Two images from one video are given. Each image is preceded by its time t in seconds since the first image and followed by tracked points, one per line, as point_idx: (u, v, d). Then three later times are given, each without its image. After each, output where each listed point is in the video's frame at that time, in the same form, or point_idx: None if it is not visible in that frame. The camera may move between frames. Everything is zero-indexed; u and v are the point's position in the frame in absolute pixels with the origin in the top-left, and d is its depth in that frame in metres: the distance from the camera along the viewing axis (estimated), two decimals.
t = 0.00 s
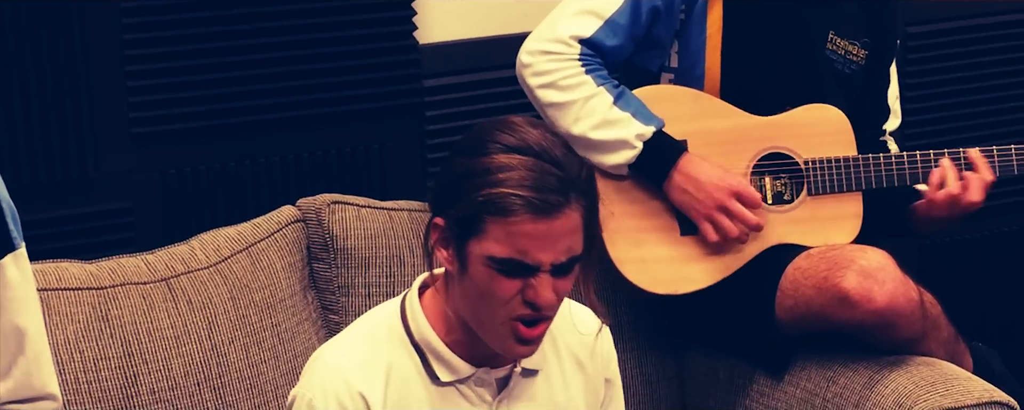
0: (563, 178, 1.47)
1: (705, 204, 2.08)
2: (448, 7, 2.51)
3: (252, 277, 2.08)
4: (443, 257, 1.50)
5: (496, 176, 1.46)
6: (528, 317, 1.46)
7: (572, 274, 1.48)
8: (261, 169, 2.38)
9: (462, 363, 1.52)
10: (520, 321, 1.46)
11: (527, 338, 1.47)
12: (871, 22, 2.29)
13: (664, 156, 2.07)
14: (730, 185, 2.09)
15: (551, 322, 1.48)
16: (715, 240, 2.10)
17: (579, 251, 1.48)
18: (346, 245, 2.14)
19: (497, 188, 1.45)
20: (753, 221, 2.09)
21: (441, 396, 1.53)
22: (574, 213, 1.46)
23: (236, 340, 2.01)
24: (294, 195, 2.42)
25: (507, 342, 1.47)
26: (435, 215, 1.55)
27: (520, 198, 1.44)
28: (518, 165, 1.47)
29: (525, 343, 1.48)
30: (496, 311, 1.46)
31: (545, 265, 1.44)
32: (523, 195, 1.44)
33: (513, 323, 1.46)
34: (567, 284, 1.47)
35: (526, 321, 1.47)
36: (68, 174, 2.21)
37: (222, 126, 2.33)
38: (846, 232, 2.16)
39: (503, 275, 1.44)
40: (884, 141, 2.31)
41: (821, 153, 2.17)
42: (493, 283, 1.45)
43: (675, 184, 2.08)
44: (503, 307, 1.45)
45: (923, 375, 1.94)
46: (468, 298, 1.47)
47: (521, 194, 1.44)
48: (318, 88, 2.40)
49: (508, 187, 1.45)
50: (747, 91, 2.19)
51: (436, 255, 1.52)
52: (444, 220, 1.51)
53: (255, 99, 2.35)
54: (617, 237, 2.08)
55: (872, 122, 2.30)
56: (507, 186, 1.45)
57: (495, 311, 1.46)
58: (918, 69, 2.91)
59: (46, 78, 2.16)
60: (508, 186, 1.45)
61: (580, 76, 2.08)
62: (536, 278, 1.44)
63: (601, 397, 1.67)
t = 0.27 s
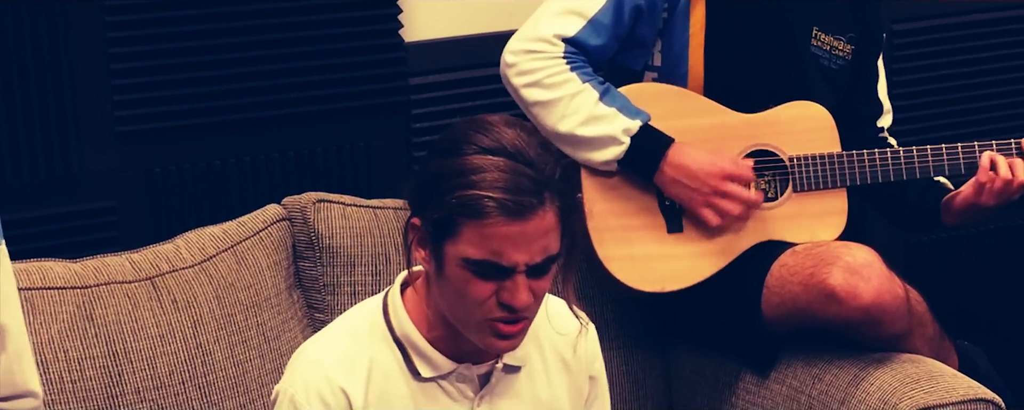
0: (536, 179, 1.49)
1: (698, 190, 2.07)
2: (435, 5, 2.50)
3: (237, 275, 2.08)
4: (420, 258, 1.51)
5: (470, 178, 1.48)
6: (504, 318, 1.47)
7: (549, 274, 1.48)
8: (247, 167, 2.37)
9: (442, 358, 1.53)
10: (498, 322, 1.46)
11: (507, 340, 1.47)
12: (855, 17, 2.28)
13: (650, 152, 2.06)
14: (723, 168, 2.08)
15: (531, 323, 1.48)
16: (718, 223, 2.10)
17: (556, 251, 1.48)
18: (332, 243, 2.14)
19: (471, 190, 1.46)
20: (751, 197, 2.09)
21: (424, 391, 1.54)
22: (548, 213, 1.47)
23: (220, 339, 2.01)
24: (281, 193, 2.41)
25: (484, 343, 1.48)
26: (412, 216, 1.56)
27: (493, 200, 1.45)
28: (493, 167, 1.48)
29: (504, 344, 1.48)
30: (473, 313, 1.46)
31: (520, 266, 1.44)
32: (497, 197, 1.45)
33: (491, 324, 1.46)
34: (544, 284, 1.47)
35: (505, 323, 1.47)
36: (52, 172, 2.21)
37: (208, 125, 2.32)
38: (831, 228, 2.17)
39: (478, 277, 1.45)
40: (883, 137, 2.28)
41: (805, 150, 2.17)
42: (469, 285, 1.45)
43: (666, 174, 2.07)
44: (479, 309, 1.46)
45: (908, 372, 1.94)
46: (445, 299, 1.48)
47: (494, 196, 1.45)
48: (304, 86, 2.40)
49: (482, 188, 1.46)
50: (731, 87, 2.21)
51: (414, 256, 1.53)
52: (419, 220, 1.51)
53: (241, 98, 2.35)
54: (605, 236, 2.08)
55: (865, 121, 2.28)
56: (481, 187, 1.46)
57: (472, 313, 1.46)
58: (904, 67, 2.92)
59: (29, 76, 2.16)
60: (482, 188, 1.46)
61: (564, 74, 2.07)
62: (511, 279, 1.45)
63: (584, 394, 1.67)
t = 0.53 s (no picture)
0: (527, 176, 1.48)
1: (679, 200, 2.08)
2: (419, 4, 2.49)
3: (220, 275, 2.08)
4: (408, 260, 1.50)
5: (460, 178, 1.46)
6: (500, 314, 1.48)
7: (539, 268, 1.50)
8: (230, 167, 2.37)
9: (425, 353, 1.53)
10: (493, 318, 1.47)
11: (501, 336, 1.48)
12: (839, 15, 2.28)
13: (634, 154, 2.07)
14: (704, 181, 2.09)
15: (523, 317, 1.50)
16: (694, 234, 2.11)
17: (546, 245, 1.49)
18: (314, 243, 2.14)
19: (463, 191, 1.45)
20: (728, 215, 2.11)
21: (405, 388, 1.54)
22: (541, 209, 1.47)
23: (204, 340, 2.02)
24: (264, 193, 2.41)
25: (479, 339, 1.48)
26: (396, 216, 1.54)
27: (488, 200, 1.44)
28: (482, 167, 1.47)
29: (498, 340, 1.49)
30: (468, 311, 1.47)
31: (516, 263, 1.45)
32: (491, 197, 1.44)
33: (486, 320, 1.47)
34: (536, 279, 1.49)
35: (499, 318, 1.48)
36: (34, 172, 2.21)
37: (191, 125, 2.32)
38: (811, 228, 2.19)
39: (475, 276, 1.46)
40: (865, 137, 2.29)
41: (787, 150, 2.19)
42: (465, 284, 1.46)
43: (649, 180, 2.08)
44: (475, 307, 1.46)
45: (890, 371, 1.95)
46: (437, 297, 1.48)
47: (487, 196, 1.44)
48: (288, 86, 2.39)
49: (474, 189, 1.45)
50: (713, 85, 2.22)
51: (400, 257, 1.52)
52: (407, 224, 1.50)
53: (224, 98, 2.34)
54: (585, 234, 2.09)
55: (847, 120, 2.29)
56: (474, 188, 1.45)
57: (468, 311, 1.47)
58: (889, 66, 2.92)
59: (11, 75, 2.15)
60: (474, 189, 1.45)
61: (549, 76, 2.07)
62: (508, 277, 1.45)
63: (560, 388, 1.70)
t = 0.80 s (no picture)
0: (478, 163, 1.49)
1: (648, 208, 2.11)
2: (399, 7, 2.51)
3: (200, 279, 2.09)
4: (366, 252, 1.52)
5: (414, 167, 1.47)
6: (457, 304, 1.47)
7: (497, 257, 1.49)
8: (212, 171, 2.36)
9: (392, 353, 1.55)
10: (451, 307, 1.47)
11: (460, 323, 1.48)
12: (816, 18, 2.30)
13: (611, 159, 2.10)
14: (677, 192, 2.11)
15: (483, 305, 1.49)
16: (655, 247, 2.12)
17: (502, 233, 1.49)
18: (295, 246, 2.15)
19: (413, 179, 1.46)
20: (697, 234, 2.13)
21: (374, 388, 1.56)
22: (493, 196, 1.47)
23: (183, 343, 2.02)
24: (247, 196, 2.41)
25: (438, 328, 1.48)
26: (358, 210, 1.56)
27: (436, 187, 1.45)
28: (433, 155, 1.48)
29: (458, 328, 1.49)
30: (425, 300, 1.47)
31: (470, 251, 1.45)
32: (439, 183, 1.45)
33: (443, 309, 1.47)
34: (493, 267, 1.48)
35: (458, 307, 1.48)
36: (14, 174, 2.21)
37: (173, 128, 2.32)
38: (789, 230, 2.21)
39: (429, 265, 1.46)
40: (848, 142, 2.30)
41: (765, 153, 2.21)
42: (419, 273, 1.46)
43: (622, 186, 2.11)
44: (431, 295, 1.46)
45: (867, 373, 1.96)
46: (395, 288, 1.49)
47: (436, 183, 1.45)
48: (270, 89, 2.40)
49: (424, 176, 1.46)
50: (692, 88, 2.24)
51: (359, 250, 1.54)
52: (364, 215, 1.52)
53: (205, 101, 2.35)
54: (565, 239, 2.13)
55: (829, 123, 2.30)
56: (424, 176, 1.46)
57: (424, 300, 1.47)
58: (871, 67, 2.94)
59: None
60: (424, 177, 1.46)
61: (528, 81, 2.09)
62: (462, 265, 1.45)
63: (539, 390, 1.70)
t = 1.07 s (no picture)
0: (433, 204, 1.50)
1: (638, 206, 2.10)
2: (384, 14, 2.53)
3: (183, 285, 2.11)
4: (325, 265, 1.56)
5: (371, 201, 1.50)
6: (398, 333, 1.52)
7: (444, 293, 1.52)
8: (197, 178, 2.39)
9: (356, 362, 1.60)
10: (393, 335, 1.53)
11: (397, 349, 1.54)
12: (797, 25, 2.32)
13: (591, 163, 2.09)
14: (663, 184, 2.11)
15: (424, 334, 1.54)
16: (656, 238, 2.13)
17: (450, 272, 1.51)
18: (278, 252, 2.18)
19: (366, 212, 1.49)
20: (689, 220, 2.12)
21: (340, 394, 1.62)
22: (441, 239, 1.49)
23: (166, 348, 2.04)
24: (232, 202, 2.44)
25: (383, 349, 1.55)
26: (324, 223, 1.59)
27: (384, 223, 1.47)
28: (391, 190, 1.50)
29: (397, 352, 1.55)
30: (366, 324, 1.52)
31: (410, 288, 1.48)
32: (388, 220, 1.47)
33: (386, 336, 1.53)
34: (438, 303, 1.52)
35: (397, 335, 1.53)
36: None
37: (158, 135, 2.34)
38: (768, 237, 2.21)
39: (372, 296, 1.49)
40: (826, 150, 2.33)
41: (745, 160, 2.21)
42: (364, 301, 1.51)
43: (608, 187, 2.10)
44: (375, 323, 1.51)
45: (843, 378, 1.98)
46: (347, 306, 1.54)
47: (385, 219, 1.47)
48: (254, 96, 2.42)
49: (377, 211, 1.48)
50: (674, 94, 2.23)
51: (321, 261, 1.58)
52: (323, 232, 1.55)
53: (190, 108, 2.37)
54: (544, 242, 2.11)
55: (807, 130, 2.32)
56: (379, 211, 1.48)
57: (369, 325, 1.52)
58: (853, 73, 2.96)
59: None
60: (377, 210, 1.49)
61: (508, 87, 2.10)
62: (403, 301, 1.49)
63: (512, 398, 1.73)
